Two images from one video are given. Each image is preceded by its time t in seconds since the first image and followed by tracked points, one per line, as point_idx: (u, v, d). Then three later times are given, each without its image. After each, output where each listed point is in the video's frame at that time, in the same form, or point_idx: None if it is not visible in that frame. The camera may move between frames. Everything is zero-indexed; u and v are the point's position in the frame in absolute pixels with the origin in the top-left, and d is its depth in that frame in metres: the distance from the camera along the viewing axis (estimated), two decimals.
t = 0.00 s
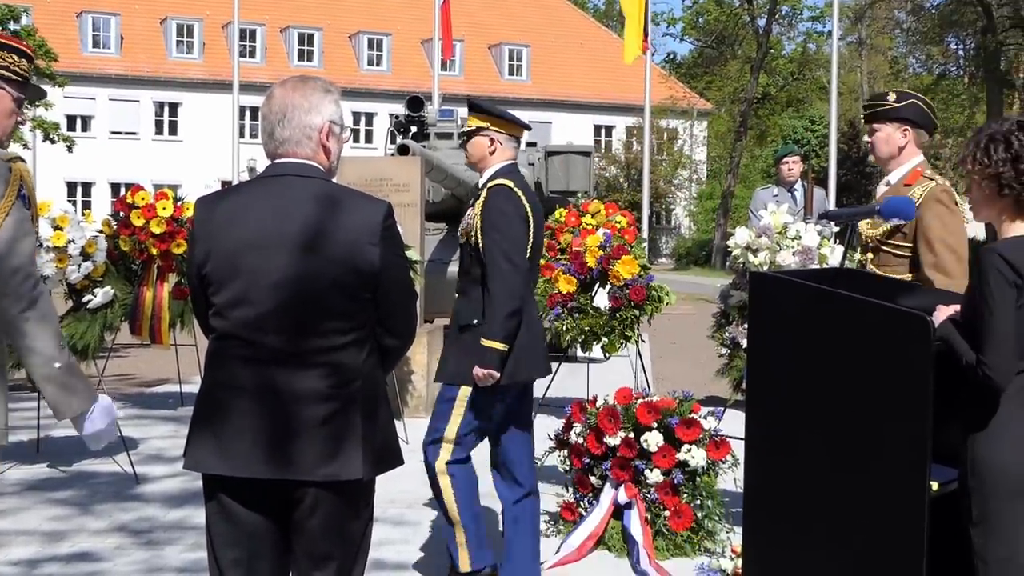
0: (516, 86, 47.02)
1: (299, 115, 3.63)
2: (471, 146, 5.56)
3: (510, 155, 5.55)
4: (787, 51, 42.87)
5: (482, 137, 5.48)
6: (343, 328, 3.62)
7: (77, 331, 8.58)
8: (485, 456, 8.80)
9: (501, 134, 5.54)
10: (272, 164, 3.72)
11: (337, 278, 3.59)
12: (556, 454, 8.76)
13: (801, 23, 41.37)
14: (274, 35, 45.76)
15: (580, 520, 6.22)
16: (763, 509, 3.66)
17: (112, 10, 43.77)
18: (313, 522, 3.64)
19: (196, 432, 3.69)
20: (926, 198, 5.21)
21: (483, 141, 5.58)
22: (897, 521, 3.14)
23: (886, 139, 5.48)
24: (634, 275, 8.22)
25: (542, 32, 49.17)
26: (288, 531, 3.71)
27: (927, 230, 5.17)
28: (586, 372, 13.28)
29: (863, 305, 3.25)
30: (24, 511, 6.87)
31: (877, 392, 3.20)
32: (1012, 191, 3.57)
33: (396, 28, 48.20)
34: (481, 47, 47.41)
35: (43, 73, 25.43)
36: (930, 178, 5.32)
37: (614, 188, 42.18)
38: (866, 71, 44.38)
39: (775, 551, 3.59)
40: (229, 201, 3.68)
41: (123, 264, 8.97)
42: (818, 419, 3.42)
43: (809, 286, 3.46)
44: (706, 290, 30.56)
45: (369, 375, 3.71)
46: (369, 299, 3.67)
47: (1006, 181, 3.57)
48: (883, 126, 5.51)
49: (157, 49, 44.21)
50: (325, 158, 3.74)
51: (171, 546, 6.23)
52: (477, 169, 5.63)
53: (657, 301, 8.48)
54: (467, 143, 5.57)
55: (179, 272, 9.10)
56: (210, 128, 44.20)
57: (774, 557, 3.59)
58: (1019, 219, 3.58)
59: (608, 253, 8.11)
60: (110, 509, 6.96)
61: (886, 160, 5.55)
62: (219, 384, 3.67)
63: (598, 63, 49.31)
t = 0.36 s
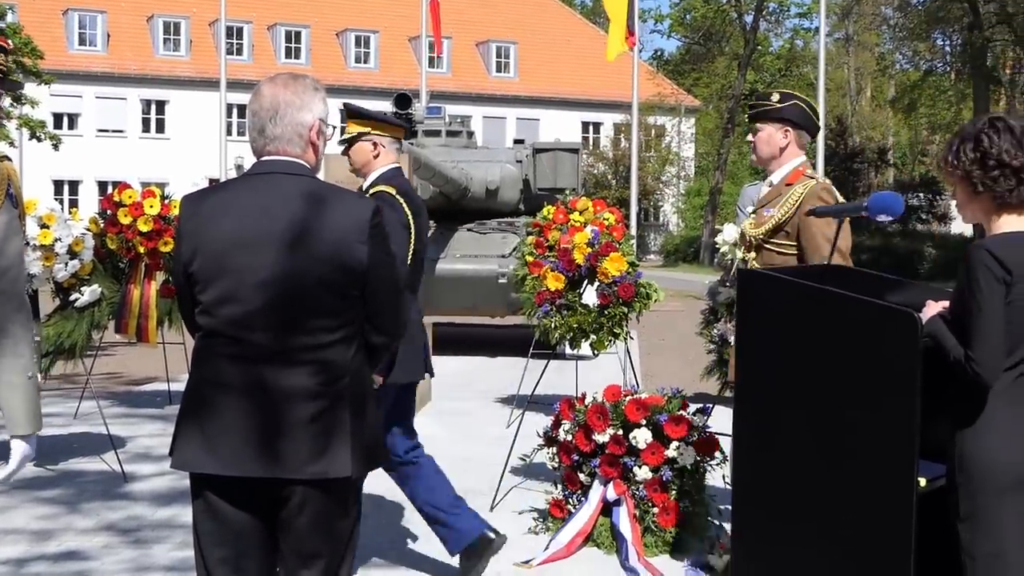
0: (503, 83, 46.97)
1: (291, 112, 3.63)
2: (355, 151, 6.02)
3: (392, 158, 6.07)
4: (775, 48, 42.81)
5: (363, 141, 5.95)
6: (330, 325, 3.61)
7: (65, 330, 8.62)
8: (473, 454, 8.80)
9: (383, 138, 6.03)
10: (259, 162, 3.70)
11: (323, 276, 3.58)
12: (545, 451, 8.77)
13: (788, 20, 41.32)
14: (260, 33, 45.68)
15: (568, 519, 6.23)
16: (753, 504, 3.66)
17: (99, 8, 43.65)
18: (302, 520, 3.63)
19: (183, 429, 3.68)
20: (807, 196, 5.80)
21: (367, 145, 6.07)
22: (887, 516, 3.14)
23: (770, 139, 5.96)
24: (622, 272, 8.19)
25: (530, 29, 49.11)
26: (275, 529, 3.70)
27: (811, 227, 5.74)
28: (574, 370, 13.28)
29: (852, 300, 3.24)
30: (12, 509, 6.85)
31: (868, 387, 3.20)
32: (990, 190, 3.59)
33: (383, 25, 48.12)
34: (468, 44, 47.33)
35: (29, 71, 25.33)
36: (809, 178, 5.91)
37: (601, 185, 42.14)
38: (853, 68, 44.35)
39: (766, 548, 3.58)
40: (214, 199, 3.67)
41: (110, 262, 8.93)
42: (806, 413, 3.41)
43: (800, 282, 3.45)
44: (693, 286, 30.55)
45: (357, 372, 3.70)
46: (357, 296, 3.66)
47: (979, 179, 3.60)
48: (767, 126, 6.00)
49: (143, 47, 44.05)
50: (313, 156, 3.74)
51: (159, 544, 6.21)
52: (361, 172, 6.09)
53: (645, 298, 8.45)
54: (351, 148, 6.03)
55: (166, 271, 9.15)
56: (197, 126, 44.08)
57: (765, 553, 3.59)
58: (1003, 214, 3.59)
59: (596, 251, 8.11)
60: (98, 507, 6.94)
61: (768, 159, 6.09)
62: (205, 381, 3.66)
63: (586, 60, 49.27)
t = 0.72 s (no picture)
0: (496, 80, 46.93)
1: (283, 112, 3.61)
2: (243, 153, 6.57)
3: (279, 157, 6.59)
4: (768, 44, 42.75)
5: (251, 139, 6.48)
6: (324, 323, 3.60)
7: (57, 329, 8.66)
8: (468, 452, 8.80)
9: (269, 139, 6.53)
10: (250, 161, 3.70)
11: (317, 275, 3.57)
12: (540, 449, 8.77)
13: (782, 17, 41.33)
14: (253, 31, 45.63)
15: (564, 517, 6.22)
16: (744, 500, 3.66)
17: (91, 6, 43.58)
18: (296, 517, 3.63)
19: (176, 428, 3.67)
20: (694, 191, 5.13)
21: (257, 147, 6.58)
22: (880, 510, 3.16)
23: (665, 134, 5.36)
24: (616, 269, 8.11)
25: (523, 26, 49.09)
26: (269, 527, 3.70)
27: (697, 224, 5.09)
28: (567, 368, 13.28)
29: (842, 297, 3.26)
30: (5, 508, 6.84)
31: (859, 383, 3.22)
32: (968, 186, 3.60)
33: (377, 22, 48.06)
34: (461, 41, 47.33)
35: (22, 70, 25.27)
36: (703, 172, 5.20)
37: (596, 181, 42.11)
38: (847, 63, 44.39)
39: (758, 547, 3.59)
40: (205, 198, 3.66)
41: (103, 260, 8.88)
42: (798, 413, 3.43)
43: (789, 280, 3.47)
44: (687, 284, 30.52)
45: (350, 370, 3.69)
46: (349, 294, 3.64)
47: (957, 177, 3.61)
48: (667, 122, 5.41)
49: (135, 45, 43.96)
50: (304, 154, 3.73)
51: (153, 543, 6.20)
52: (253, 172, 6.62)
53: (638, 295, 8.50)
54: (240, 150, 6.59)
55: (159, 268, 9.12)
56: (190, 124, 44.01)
57: (756, 548, 3.59)
58: (987, 211, 3.61)
59: (590, 248, 8.05)
60: (91, 505, 6.92)
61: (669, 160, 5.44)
62: (198, 380, 3.65)
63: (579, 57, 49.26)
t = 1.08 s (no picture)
0: (502, 79, 46.90)
1: (281, 111, 3.63)
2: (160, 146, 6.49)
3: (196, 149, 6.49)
4: (774, 42, 42.74)
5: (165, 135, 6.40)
6: (328, 323, 3.61)
7: (63, 329, 8.97)
8: (474, 450, 8.80)
9: (184, 131, 6.47)
10: (254, 161, 3.71)
11: (323, 275, 3.57)
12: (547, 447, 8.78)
13: (787, 15, 41.38)
14: (259, 31, 45.64)
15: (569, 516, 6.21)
16: (752, 495, 3.66)
17: (97, 6, 43.62)
18: (302, 515, 3.63)
19: (182, 428, 3.69)
20: (573, 190, 5.09)
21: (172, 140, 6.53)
22: (884, 507, 3.16)
23: (558, 131, 5.33)
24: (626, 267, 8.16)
25: (527, 25, 49.16)
26: (275, 525, 3.70)
27: (573, 225, 5.07)
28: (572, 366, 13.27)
29: (847, 294, 3.26)
30: (13, 507, 6.86)
31: (863, 379, 3.22)
32: (968, 185, 3.59)
33: (382, 21, 48.08)
34: (466, 40, 47.36)
35: (28, 71, 25.33)
36: (590, 171, 5.17)
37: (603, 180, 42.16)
38: (853, 61, 44.46)
39: (765, 546, 3.58)
40: (210, 198, 3.67)
41: (110, 259, 8.71)
42: (803, 411, 3.43)
43: (795, 277, 3.46)
44: (694, 282, 30.51)
45: (355, 369, 3.69)
46: (354, 294, 3.65)
47: (957, 175, 3.61)
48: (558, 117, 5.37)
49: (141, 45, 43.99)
50: (306, 153, 3.73)
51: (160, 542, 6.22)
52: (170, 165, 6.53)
53: (645, 293, 8.50)
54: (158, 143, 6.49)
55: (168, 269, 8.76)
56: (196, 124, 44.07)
57: (763, 547, 3.59)
58: (987, 209, 3.60)
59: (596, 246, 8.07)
60: (99, 505, 6.94)
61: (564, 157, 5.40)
62: (204, 381, 3.66)
63: (585, 55, 49.27)
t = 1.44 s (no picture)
0: (523, 79, 46.86)
1: (302, 112, 3.64)
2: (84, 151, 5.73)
3: (124, 154, 5.76)
4: (795, 41, 42.67)
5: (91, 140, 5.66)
6: (350, 324, 3.62)
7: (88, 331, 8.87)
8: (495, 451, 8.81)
9: (109, 137, 5.71)
10: (277, 162, 3.71)
11: (344, 277, 3.58)
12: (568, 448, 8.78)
13: (808, 15, 41.30)
14: (281, 32, 45.79)
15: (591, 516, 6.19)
16: (774, 496, 3.64)
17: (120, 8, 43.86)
18: (325, 517, 3.64)
19: (205, 428, 3.69)
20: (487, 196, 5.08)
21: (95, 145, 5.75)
22: (907, 510, 3.15)
23: (478, 139, 5.34)
24: (643, 269, 8.25)
25: (547, 26, 49.18)
26: (298, 526, 3.71)
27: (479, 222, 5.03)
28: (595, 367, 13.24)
29: (869, 295, 3.25)
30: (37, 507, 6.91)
31: (885, 379, 3.21)
32: (991, 184, 3.57)
33: (403, 22, 48.16)
34: (488, 41, 47.41)
35: (53, 73, 25.49)
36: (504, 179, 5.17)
37: (623, 180, 42.13)
38: (875, 61, 44.34)
39: (783, 543, 3.58)
40: (230, 200, 3.67)
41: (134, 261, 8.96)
42: (824, 408, 3.42)
43: (817, 278, 3.45)
44: (716, 283, 30.48)
45: (377, 371, 3.70)
46: (376, 295, 3.66)
47: (980, 175, 3.58)
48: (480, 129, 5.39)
49: (164, 47, 44.22)
50: (329, 154, 3.74)
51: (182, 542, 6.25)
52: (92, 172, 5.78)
53: (667, 294, 8.48)
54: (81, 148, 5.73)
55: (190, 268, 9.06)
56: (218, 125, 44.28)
57: (785, 548, 3.58)
58: (1011, 210, 3.57)
59: (618, 247, 8.09)
60: (122, 505, 6.98)
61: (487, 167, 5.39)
62: (226, 381, 3.67)
63: (606, 56, 49.25)
